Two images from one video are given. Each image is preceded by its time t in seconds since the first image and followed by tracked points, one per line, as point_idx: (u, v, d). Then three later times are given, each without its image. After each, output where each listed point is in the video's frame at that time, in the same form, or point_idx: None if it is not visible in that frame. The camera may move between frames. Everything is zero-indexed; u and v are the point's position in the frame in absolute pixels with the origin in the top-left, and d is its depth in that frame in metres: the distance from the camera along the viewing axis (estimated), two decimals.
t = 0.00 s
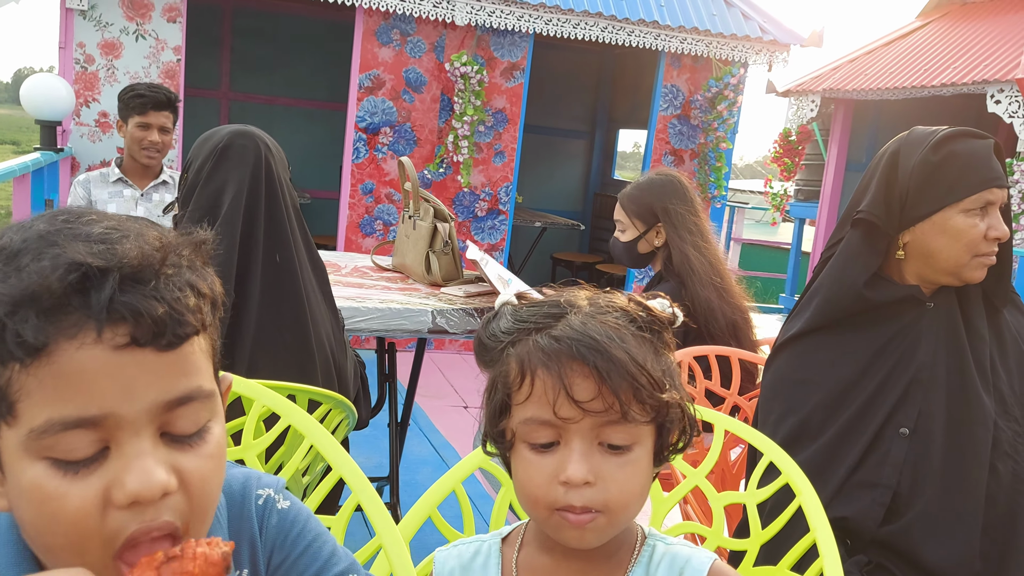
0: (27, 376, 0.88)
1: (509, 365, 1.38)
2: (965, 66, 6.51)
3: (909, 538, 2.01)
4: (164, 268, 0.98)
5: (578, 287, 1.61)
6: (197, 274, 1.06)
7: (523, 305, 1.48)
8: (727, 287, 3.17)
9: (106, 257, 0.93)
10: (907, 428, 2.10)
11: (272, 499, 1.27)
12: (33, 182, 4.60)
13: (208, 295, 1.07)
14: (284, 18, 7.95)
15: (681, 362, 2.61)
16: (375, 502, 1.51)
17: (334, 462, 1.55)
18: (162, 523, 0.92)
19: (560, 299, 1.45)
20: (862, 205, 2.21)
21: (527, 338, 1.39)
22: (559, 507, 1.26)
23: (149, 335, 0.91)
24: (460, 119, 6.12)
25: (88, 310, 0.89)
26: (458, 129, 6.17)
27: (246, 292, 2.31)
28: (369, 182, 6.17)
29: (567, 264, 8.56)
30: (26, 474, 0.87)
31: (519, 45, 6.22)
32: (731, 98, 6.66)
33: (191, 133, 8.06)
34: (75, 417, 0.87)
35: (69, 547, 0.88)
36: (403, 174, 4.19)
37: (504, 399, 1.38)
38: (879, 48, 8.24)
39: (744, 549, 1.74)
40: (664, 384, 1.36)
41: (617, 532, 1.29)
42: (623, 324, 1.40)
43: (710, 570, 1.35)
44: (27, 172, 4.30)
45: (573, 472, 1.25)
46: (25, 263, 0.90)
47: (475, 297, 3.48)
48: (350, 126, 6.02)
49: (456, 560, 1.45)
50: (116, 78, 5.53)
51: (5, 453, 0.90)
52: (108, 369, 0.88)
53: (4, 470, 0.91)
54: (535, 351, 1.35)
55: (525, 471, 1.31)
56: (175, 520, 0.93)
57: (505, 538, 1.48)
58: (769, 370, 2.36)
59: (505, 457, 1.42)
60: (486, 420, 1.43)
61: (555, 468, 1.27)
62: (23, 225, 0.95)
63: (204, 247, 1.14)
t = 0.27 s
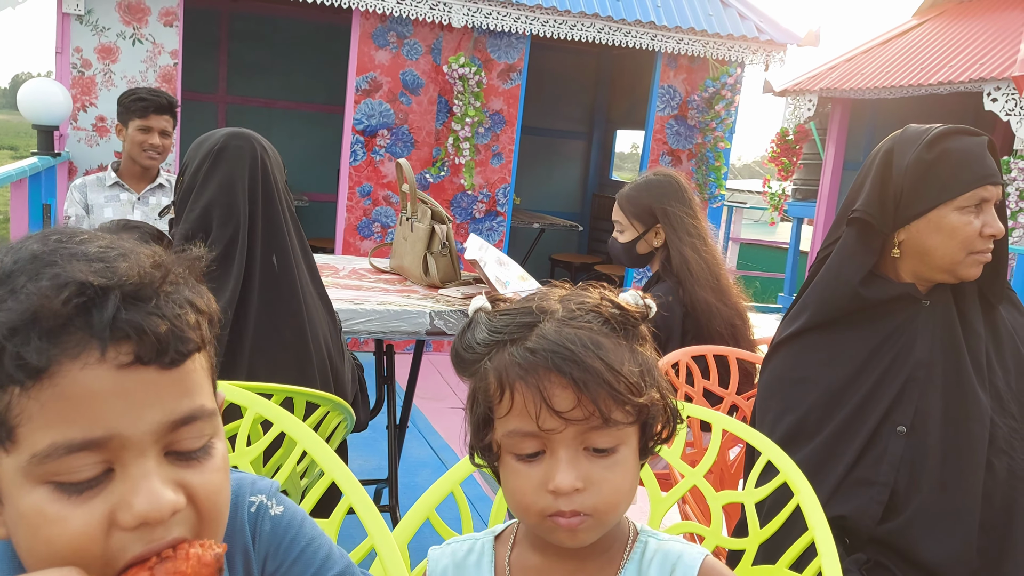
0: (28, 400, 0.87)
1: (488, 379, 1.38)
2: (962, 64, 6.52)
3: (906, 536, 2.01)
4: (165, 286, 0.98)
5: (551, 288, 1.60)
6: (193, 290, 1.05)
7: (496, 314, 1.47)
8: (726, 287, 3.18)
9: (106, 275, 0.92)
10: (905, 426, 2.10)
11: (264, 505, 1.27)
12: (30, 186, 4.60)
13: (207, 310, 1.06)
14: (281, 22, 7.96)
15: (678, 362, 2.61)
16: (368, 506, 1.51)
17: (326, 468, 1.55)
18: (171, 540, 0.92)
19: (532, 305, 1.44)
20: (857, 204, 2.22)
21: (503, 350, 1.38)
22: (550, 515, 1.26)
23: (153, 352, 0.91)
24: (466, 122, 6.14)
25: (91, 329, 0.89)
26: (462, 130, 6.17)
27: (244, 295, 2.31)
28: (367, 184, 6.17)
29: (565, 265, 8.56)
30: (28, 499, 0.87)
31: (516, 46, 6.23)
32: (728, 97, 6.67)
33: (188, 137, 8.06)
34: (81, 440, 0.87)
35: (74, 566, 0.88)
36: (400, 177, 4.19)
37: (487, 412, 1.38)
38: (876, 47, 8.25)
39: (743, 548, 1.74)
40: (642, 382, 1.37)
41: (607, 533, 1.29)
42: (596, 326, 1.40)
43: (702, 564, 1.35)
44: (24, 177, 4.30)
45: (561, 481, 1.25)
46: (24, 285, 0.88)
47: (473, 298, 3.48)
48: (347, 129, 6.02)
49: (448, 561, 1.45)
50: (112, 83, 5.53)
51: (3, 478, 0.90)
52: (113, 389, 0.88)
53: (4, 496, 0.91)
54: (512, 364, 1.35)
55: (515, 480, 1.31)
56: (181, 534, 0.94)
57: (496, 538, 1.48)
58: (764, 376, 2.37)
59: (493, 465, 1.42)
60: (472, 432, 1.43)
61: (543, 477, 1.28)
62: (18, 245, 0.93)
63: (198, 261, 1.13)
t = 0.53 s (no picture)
0: (30, 414, 0.84)
1: (474, 379, 1.38)
2: (958, 62, 6.53)
3: (904, 534, 2.01)
4: (169, 299, 0.96)
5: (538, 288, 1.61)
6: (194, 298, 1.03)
7: (480, 314, 1.48)
8: (723, 285, 3.19)
9: (111, 286, 0.90)
10: (901, 423, 2.10)
11: (260, 506, 1.28)
12: (26, 188, 4.59)
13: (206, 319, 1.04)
14: (278, 23, 7.95)
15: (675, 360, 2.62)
16: (365, 506, 1.51)
17: (324, 467, 1.55)
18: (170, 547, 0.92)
19: (516, 304, 1.45)
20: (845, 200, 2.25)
21: (487, 350, 1.39)
22: (536, 511, 1.27)
23: (156, 367, 0.89)
24: (466, 122, 6.13)
25: (95, 343, 0.86)
26: (464, 131, 6.16)
27: (239, 295, 2.31)
28: (364, 185, 6.17)
29: (563, 264, 8.57)
30: (26, 509, 0.85)
31: (513, 46, 6.23)
32: (725, 96, 6.66)
33: (185, 138, 8.06)
34: (85, 455, 0.85)
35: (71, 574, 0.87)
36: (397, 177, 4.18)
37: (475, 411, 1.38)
38: (872, 45, 8.26)
39: (742, 547, 1.74)
40: (628, 375, 1.36)
41: (597, 528, 1.29)
42: (579, 323, 1.41)
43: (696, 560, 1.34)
44: (20, 179, 4.30)
45: (548, 477, 1.25)
46: (27, 298, 0.85)
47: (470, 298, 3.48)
48: (345, 129, 6.02)
49: (445, 560, 1.46)
50: (109, 84, 5.53)
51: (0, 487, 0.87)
52: (117, 405, 0.86)
53: None
54: (496, 363, 1.35)
55: (503, 479, 1.31)
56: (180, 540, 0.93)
57: (490, 537, 1.48)
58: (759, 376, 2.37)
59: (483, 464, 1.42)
60: (461, 432, 1.44)
61: (530, 474, 1.28)
62: (17, 252, 0.90)
63: (197, 267, 1.12)
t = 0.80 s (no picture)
0: (43, 417, 0.85)
1: (472, 380, 1.38)
2: (954, 61, 6.55)
3: (902, 533, 2.02)
4: (180, 305, 0.95)
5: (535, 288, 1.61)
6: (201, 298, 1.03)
7: (477, 315, 1.48)
8: (720, 285, 3.20)
9: (124, 291, 0.89)
10: (899, 422, 2.11)
11: (258, 506, 1.27)
12: (23, 191, 4.59)
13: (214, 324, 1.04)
14: (275, 24, 7.95)
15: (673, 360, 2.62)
16: (364, 506, 1.51)
17: (324, 468, 1.56)
18: (177, 556, 0.90)
19: (513, 305, 1.45)
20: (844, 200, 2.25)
21: (485, 351, 1.39)
22: (537, 510, 1.27)
23: (167, 373, 0.89)
24: (466, 124, 6.14)
25: (108, 350, 0.86)
26: (465, 133, 6.17)
27: (237, 296, 2.30)
28: (361, 186, 6.17)
29: (561, 264, 8.58)
30: (35, 513, 0.85)
31: (510, 47, 6.23)
32: (722, 97, 6.68)
33: (182, 140, 8.05)
34: (97, 460, 0.85)
35: None
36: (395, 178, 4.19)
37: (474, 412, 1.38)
38: (869, 44, 8.27)
39: (740, 546, 1.74)
40: (624, 374, 1.37)
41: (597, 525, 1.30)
42: (576, 323, 1.40)
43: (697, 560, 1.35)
44: (17, 181, 4.29)
45: (548, 477, 1.25)
46: (40, 303, 0.84)
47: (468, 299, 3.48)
48: (342, 130, 6.02)
49: (445, 560, 1.46)
50: (105, 86, 5.52)
51: (8, 489, 0.87)
52: (128, 412, 0.86)
53: (7, 509, 0.88)
54: (494, 364, 1.35)
55: (503, 479, 1.32)
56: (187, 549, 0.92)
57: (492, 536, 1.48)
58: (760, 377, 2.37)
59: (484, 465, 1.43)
60: (461, 433, 1.44)
61: (530, 474, 1.28)
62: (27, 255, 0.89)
63: (204, 267, 1.11)
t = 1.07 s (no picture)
0: (73, 410, 0.83)
1: (488, 363, 1.38)
2: (950, 62, 6.56)
3: (900, 532, 2.02)
4: (199, 295, 0.96)
5: (562, 283, 1.60)
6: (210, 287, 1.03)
7: (504, 301, 1.47)
8: (714, 283, 3.17)
9: (149, 284, 0.89)
10: (897, 422, 2.11)
11: (257, 504, 1.27)
12: (19, 191, 4.57)
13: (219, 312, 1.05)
14: (271, 24, 7.94)
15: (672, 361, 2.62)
16: (361, 506, 1.51)
17: (321, 469, 1.55)
18: (200, 540, 0.90)
19: (538, 297, 1.44)
20: (843, 200, 2.25)
21: (505, 338, 1.38)
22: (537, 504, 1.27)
23: (192, 360, 0.90)
24: (463, 124, 6.14)
25: (138, 341, 0.86)
26: (462, 134, 6.18)
27: (235, 297, 2.29)
28: (358, 186, 6.16)
29: (557, 265, 8.58)
30: (65, 507, 0.84)
31: (506, 47, 6.23)
32: (718, 97, 6.68)
33: (178, 140, 8.03)
34: (130, 448, 0.85)
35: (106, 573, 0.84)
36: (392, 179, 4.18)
37: (486, 397, 1.38)
38: (865, 45, 8.29)
39: (738, 547, 1.74)
40: (641, 380, 1.36)
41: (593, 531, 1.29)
42: (599, 320, 1.40)
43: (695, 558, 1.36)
44: (13, 181, 4.28)
45: (551, 470, 1.25)
46: (69, 295, 0.83)
47: (465, 299, 3.47)
48: (339, 131, 6.02)
49: (442, 558, 1.46)
50: (102, 86, 5.51)
51: (29, 484, 0.85)
52: (159, 399, 0.86)
53: (28, 505, 0.86)
54: (513, 351, 1.35)
55: (507, 470, 1.32)
56: (206, 537, 0.92)
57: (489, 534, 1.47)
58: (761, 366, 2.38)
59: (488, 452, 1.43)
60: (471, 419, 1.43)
61: (536, 466, 1.28)
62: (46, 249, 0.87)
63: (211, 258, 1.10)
